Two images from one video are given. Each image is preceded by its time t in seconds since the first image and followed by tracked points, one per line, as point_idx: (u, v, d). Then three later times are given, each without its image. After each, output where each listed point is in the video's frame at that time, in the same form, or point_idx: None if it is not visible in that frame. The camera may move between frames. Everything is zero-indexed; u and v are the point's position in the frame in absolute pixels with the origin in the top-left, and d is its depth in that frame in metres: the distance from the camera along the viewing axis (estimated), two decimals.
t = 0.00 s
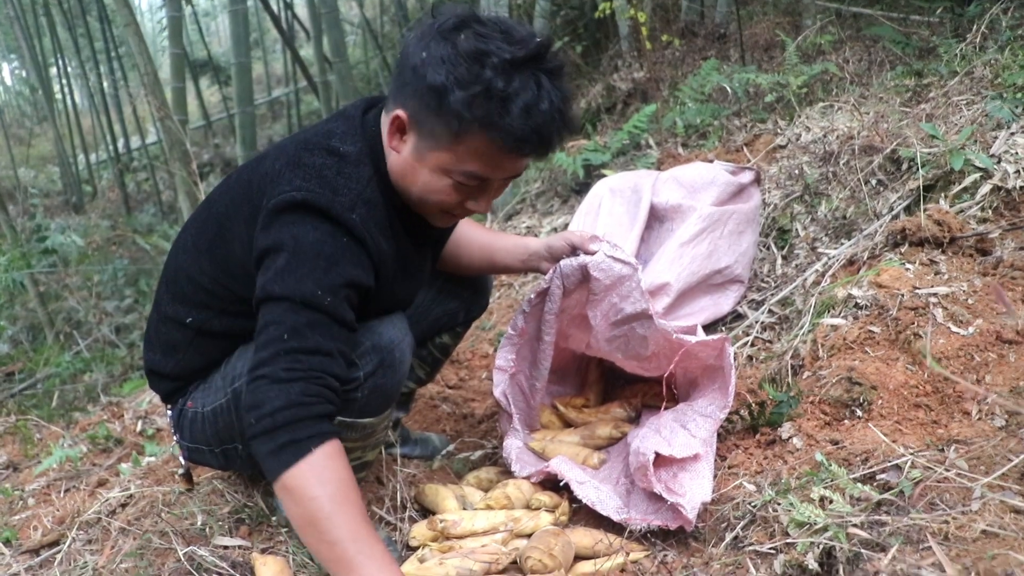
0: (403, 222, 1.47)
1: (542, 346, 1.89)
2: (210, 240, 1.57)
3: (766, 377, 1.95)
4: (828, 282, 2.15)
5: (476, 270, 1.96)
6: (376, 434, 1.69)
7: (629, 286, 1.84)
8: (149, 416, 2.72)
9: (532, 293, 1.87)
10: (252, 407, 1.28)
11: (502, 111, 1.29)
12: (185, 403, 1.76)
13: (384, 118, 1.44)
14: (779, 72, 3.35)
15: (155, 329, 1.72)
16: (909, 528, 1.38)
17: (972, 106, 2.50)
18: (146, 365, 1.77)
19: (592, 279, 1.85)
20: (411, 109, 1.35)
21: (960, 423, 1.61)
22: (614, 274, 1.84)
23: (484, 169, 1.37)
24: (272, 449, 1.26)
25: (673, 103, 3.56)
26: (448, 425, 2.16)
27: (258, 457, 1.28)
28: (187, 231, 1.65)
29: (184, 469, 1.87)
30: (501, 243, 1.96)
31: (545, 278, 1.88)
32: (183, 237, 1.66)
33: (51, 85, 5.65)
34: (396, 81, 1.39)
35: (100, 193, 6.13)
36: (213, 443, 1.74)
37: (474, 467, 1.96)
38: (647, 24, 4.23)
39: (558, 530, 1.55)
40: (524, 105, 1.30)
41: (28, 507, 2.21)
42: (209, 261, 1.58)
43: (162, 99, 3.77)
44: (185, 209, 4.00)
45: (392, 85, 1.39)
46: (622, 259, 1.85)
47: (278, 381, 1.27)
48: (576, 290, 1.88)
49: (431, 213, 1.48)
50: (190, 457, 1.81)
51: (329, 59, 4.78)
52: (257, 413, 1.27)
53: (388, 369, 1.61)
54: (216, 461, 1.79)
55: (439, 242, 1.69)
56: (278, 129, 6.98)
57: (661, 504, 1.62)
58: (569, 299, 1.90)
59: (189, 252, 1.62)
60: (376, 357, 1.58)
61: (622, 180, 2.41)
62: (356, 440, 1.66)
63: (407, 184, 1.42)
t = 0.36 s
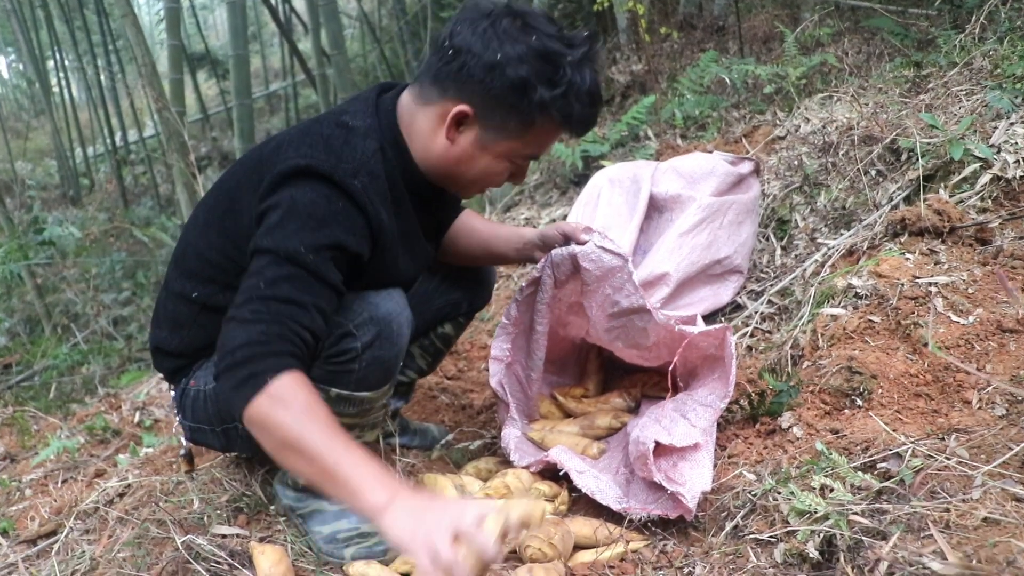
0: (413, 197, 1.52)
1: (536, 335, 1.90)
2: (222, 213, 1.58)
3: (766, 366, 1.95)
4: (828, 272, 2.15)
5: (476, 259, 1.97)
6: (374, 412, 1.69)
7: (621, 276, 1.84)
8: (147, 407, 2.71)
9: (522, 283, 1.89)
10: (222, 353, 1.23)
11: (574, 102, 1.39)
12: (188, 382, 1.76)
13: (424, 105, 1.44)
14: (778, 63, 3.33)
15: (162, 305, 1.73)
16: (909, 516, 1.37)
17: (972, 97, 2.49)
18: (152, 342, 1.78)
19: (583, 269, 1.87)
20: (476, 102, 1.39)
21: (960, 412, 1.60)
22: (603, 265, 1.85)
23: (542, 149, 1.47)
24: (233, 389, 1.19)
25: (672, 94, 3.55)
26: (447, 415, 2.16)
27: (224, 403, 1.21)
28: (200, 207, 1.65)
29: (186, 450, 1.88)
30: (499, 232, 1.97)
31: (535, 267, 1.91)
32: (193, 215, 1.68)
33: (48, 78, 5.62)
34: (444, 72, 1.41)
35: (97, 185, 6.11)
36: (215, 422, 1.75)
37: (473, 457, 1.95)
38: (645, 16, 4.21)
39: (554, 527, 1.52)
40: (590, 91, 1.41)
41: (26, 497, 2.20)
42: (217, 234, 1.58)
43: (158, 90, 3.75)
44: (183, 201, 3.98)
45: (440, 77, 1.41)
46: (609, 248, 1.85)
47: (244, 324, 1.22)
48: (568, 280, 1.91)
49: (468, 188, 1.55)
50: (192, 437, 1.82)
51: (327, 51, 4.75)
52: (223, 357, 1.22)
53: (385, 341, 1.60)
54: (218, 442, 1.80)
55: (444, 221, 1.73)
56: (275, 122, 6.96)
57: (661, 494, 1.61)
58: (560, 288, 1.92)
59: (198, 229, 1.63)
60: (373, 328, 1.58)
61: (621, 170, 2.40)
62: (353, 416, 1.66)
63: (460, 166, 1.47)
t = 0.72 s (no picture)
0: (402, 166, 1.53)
1: (529, 323, 1.92)
2: (220, 203, 1.60)
3: (761, 361, 1.94)
4: (824, 266, 2.14)
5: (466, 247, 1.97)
6: (368, 392, 1.60)
7: (607, 255, 1.81)
8: (141, 402, 2.70)
9: (512, 267, 1.89)
10: (358, 343, 1.32)
11: (544, 79, 1.44)
12: (185, 373, 1.77)
13: (408, 80, 1.51)
14: (774, 59, 3.33)
15: (159, 297, 1.75)
16: (904, 509, 1.37)
17: (967, 92, 2.49)
18: (149, 336, 1.79)
19: (570, 252, 1.86)
20: (452, 71, 1.46)
21: (955, 406, 1.60)
22: (589, 245, 1.82)
23: (510, 135, 1.49)
24: (401, 368, 1.32)
25: (668, 89, 3.54)
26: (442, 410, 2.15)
27: (384, 382, 1.34)
28: (196, 201, 1.68)
29: (181, 443, 1.88)
30: (487, 219, 1.97)
31: (523, 254, 1.91)
32: (189, 208, 1.70)
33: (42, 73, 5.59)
34: (431, 44, 1.50)
35: (92, 180, 6.08)
36: (211, 411, 1.74)
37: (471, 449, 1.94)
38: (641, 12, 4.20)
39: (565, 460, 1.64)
40: (563, 78, 1.45)
41: (19, 493, 2.19)
42: (216, 224, 1.61)
43: (153, 84, 3.73)
44: (177, 195, 3.97)
45: (426, 49, 1.50)
46: (594, 228, 1.82)
47: (377, 308, 1.31)
48: (558, 264, 1.92)
49: (439, 171, 1.57)
50: (188, 430, 1.81)
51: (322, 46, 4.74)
52: (370, 347, 1.31)
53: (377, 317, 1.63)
54: (213, 432, 1.79)
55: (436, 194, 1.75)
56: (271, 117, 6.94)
57: (657, 488, 1.62)
58: (550, 272, 1.93)
59: (195, 221, 1.65)
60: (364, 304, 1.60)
61: (617, 164, 2.40)
62: (345, 396, 1.58)
63: (430, 141, 1.50)
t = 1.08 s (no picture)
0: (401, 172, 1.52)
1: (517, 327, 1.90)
2: (215, 204, 1.60)
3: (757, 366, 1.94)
4: (820, 271, 2.15)
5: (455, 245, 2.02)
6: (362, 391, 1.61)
7: (592, 257, 1.82)
8: (137, 403, 2.69)
9: (498, 271, 1.88)
10: (362, 346, 1.35)
11: (551, 57, 1.47)
12: (181, 377, 1.77)
13: (412, 71, 1.50)
14: (772, 64, 3.33)
15: (153, 299, 1.74)
16: (900, 516, 1.37)
17: (964, 98, 2.50)
18: (143, 339, 1.78)
19: (554, 254, 1.85)
20: (460, 57, 1.46)
21: (951, 412, 1.60)
22: (573, 248, 1.83)
23: (520, 113, 1.50)
24: (399, 375, 1.36)
25: (666, 93, 3.54)
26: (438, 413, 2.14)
27: (378, 388, 1.36)
28: (191, 203, 1.67)
29: (178, 446, 1.87)
30: (471, 219, 2.03)
31: (508, 256, 1.90)
32: (185, 209, 1.69)
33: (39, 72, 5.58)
34: (431, 35, 1.50)
35: (89, 180, 6.07)
36: (207, 414, 1.74)
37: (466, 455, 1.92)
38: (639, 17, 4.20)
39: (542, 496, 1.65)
40: (566, 55, 1.50)
41: (13, 493, 2.18)
42: (213, 225, 1.60)
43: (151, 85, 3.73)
44: (174, 196, 3.96)
45: (427, 39, 1.49)
46: (577, 231, 1.83)
47: (385, 314, 1.35)
48: (540, 266, 1.90)
49: (446, 157, 1.55)
50: (185, 433, 1.81)
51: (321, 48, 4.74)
52: (375, 349, 1.35)
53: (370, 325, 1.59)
54: (211, 436, 1.79)
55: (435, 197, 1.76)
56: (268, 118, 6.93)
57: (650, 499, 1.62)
58: (535, 277, 1.92)
59: (191, 222, 1.65)
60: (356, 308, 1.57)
61: (613, 169, 2.40)
62: (341, 395, 1.58)
63: (442, 128, 1.49)
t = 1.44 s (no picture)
0: (399, 167, 1.56)
1: (513, 332, 1.94)
2: (215, 205, 1.60)
3: (755, 375, 1.94)
4: (818, 280, 2.15)
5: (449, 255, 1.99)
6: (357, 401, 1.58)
7: (588, 265, 1.82)
8: (135, 409, 2.69)
9: (495, 277, 1.91)
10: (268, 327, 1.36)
11: (529, 25, 1.48)
12: (179, 382, 1.76)
13: (402, 64, 1.55)
14: (770, 72, 3.34)
15: (153, 302, 1.73)
16: (898, 525, 1.37)
17: (961, 107, 2.50)
18: (143, 342, 1.77)
19: (552, 260, 1.85)
20: (442, 37, 1.50)
21: (949, 421, 1.61)
22: (570, 256, 1.82)
23: (507, 89, 1.50)
24: (294, 363, 1.33)
25: (664, 101, 3.55)
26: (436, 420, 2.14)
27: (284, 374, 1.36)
28: (191, 205, 1.67)
29: (176, 451, 1.87)
30: (471, 226, 1.98)
31: (505, 262, 1.92)
32: (185, 211, 1.69)
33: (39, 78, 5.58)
34: (418, 25, 1.55)
35: (88, 186, 6.07)
36: (205, 420, 1.74)
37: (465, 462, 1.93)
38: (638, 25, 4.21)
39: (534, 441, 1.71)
40: (544, 25, 1.50)
41: (10, 500, 2.18)
42: (213, 224, 1.61)
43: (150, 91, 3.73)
44: (173, 202, 3.96)
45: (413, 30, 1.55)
46: (575, 239, 1.82)
47: (285, 300, 1.33)
48: (538, 272, 1.90)
49: (442, 144, 1.55)
50: (184, 439, 1.81)
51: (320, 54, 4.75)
52: (270, 335, 1.34)
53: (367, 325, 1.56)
54: (208, 441, 1.79)
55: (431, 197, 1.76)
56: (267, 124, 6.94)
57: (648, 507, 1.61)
58: (533, 283, 1.93)
59: (191, 223, 1.65)
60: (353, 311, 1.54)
61: (612, 177, 2.40)
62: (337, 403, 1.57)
63: (431, 110, 1.51)
